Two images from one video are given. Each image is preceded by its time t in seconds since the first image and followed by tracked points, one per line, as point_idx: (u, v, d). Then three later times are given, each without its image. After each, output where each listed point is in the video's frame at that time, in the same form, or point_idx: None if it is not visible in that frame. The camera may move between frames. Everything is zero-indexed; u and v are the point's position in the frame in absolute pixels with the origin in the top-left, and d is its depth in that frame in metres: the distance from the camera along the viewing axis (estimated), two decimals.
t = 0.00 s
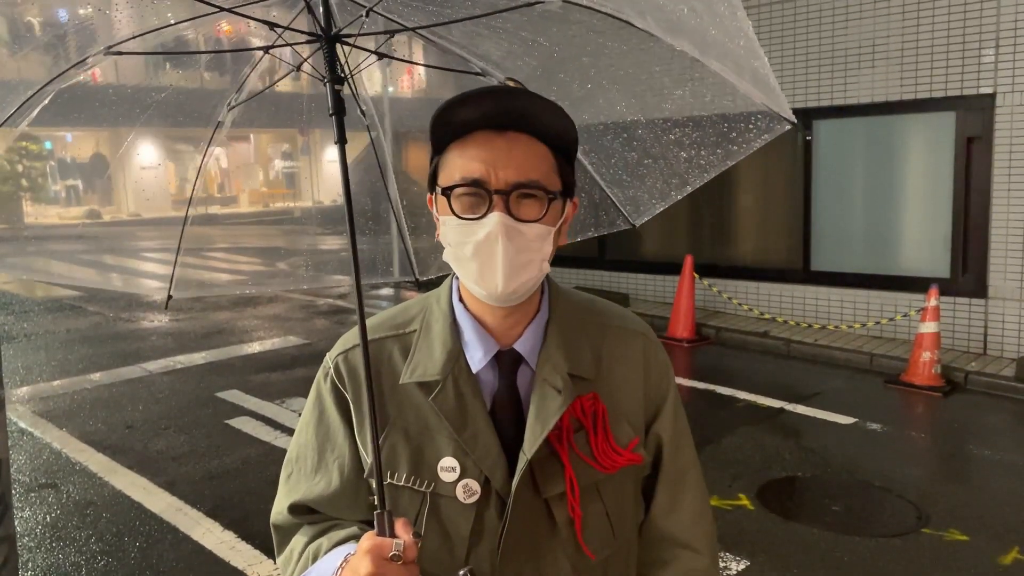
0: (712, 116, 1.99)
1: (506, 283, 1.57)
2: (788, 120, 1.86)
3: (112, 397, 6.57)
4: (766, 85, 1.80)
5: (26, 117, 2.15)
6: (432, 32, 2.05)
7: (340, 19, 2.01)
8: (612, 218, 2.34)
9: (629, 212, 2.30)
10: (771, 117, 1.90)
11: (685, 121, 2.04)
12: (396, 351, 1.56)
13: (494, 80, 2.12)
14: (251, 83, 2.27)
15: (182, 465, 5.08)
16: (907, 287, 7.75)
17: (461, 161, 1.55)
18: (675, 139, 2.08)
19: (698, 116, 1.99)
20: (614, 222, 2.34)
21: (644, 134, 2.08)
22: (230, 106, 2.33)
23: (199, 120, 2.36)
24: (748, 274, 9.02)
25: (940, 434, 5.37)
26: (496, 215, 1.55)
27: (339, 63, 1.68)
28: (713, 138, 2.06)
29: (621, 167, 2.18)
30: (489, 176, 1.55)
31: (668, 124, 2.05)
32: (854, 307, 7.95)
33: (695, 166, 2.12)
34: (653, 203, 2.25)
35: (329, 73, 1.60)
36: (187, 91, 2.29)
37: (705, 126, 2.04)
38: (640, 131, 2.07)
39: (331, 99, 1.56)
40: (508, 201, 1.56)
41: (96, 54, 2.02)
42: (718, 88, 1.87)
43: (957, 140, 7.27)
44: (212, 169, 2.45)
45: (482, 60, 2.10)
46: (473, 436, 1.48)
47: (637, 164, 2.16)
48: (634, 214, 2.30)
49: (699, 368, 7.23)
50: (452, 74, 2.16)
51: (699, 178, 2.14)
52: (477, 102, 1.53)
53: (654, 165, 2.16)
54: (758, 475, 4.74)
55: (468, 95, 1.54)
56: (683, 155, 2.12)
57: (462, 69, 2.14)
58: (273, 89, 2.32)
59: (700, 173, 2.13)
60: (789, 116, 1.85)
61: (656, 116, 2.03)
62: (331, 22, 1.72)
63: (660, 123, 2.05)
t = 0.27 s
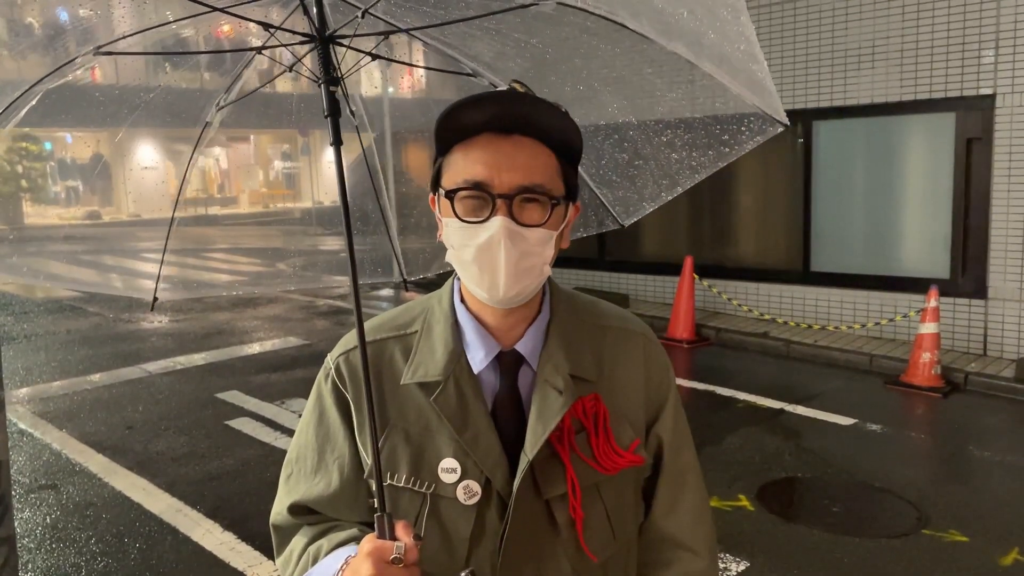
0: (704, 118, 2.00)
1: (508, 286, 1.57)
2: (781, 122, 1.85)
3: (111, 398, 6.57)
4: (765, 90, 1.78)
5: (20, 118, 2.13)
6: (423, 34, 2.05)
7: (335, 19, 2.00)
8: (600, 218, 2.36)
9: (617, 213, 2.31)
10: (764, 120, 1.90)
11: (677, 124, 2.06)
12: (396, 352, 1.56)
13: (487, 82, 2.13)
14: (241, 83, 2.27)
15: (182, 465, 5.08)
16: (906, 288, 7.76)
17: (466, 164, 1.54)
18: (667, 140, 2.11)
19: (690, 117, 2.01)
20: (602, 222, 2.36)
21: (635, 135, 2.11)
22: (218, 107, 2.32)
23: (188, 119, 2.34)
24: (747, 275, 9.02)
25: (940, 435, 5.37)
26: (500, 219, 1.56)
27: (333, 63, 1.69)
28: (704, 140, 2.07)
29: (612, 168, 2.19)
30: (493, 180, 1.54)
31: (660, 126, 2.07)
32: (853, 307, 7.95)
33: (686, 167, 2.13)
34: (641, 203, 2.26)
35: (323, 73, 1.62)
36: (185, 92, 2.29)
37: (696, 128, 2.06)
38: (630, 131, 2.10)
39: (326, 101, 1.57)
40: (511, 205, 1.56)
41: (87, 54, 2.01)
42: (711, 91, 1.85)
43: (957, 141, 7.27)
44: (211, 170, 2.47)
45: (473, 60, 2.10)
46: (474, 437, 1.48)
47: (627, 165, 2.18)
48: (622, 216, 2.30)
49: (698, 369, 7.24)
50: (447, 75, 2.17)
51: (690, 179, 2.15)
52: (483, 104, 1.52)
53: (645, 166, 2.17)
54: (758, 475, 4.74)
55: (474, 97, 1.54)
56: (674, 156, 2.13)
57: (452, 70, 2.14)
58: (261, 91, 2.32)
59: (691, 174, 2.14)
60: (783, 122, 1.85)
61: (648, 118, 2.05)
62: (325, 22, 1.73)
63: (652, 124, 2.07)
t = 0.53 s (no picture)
0: (720, 118, 2.00)
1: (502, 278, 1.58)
2: (797, 125, 1.83)
3: (111, 398, 6.57)
4: (779, 93, 1.77)
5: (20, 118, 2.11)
6: (439, 24, 2.02)
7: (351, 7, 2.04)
8: (613, 218, 2.33)
9: (631, 212, 2.29)
10: (779, 122, 1.88)
11: (692, 124, 2.05)
12: (404, 344, 1.57)
13: (503, 74, 2.10)
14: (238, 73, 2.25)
15: (182, 466, 5.08)
16: (906, 288, 7.76)
17: (468, 156, 1.57)
18: (681, 140, 2.10)
19: (706, 117, 2.00)
20: (614, 222, 2.33)
21: (650, 134, 2.08)
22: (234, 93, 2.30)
23: (198, 120, 2.37)
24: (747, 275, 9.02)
25: (940, 435, 5.38)
26: (495, 211, 1.56)
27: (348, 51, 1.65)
28: (718, 141, 2.07)
29: (624, 167, 2.18)
30: (493, 172, 1.56)
31: (676, 125, 2.05)
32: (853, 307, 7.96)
33: (699, 167, 2.14)
34: (655, 203, 2.25)
35: (339, 60, 1.57)
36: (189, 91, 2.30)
37: (711, 129, 2.05)
38: (645, 131, 2.07)
39: (338, 87, 1.53)
40: (509, 197, 1.57)
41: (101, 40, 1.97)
42: (726, 89, 1.84)
43: (957, 141, 7.27)
44: (212, 170, 2.46)
45: (490, 53, 2.07)
46: (475, 434, 1.48)
47: (640, 163, 2.16)
48: (636, 215, 2.29)
49: (698, 369, 7.24)
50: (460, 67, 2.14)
51: (702, 180, 2.17)
52: (488, 95, 1.55)
53: (658, 165, 2.16)
54: (758, 475, 4.74)
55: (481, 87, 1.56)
56: (688, 156, 2.13)
57: (468, 62, 2.11)
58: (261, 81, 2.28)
59: (704, 175, 2.15)
60: (797, 124, 1.84)
61: (662, 119, 2.04)
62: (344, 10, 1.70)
63: (667, 124, 2.05)
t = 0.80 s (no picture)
0: (752, 115, 1.95)
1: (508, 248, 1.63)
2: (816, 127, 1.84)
3: (111, 398, 6.57)
4: (793, 87, 1.76)
5: (19, 123, 2.10)
6: (485, 6, 1.97)
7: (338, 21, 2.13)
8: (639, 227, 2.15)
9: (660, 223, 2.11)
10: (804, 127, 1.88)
11: (724, 124, 1.97)
12: (441, 320, 1.61)
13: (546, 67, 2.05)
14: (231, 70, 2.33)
15: (182, 466, 5.08)
16: (907, 288, 7.76)
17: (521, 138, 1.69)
18: (711, 143, 2.01)
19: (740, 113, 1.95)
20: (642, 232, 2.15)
21: (682, 135, 1.99)
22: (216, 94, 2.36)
23: (201, 121, 2.40)
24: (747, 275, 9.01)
25: (940, 435, 5.38)
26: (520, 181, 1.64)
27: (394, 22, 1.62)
28: (747, 143, 2.02)
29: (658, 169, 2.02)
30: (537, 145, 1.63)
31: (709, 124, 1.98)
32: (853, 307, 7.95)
33: (728, 173, 2.05)
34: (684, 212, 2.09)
35: (384, 31, 1.53)
36: (187, 93, 2.34)
37: (741, 131, 2.00)
38: (678, 131, 1.98)
39: (381, 55, 1.50)
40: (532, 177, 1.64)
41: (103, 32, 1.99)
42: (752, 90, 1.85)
43: (957, 141, 7.27)
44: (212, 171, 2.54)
45: (536, 43, 2.02)
46: (487, 419, 1.48)
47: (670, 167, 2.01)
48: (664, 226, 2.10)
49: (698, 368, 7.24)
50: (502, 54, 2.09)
51: (730, 187, 2.05)
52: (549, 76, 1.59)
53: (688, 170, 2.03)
54: (758, 475, 4.74)
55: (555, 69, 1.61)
56: (718, 161, 2.03)
57: (513, 49, 2.05)
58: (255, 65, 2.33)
59: (732, 179, 2.05)
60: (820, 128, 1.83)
61: (696, 116, 1.97)
62: None
63: (699, 123, 1.97)
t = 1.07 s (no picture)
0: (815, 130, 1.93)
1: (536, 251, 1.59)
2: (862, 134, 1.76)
3: (110, 398, 6.57)
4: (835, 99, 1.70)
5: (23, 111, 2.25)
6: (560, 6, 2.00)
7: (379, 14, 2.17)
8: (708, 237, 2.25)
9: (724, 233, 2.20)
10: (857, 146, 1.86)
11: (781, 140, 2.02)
12: (473, 314, 1.63)
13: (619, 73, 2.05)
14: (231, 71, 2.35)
15: (182, 466, 5.08)
16: (907, 287, 7.76)
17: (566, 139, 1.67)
18: (774, 159, 2.06)
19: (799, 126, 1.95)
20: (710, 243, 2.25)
21: (745, 150, 2.07)
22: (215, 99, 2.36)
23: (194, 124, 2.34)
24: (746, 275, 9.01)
25: (941, 434, 5.37)
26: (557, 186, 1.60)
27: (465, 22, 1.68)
28: (810, 160, 2.00)
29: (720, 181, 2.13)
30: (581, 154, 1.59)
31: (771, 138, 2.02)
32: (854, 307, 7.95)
33: (789, 190, 2.06)
34: (749, 226, 2.15)
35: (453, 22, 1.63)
36: (184, 95, 2.29)
37: (799, 148, 2.00)
38: (740, 144, 2.06)
39: (447, 43, 1.58)
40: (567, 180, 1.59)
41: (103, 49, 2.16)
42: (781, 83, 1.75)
43: (957, 140, 7.27)
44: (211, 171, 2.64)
45: (612, 49, 2.03)
46: (506, 412, 1.47)
47: (734, 179, 2.12)
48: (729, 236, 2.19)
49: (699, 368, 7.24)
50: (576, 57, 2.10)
51: (792, 204, 2.07)
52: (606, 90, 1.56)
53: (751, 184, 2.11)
54: (758, 475, 4.74)
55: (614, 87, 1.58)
56: (778, 178, 2.08)
57: (590, 54, 2.07)
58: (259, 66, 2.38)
59: (794, 198, 2.06)
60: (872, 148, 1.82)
61: (756, 130, 2.03)
62: None
63: (761, 138, 2.04)
